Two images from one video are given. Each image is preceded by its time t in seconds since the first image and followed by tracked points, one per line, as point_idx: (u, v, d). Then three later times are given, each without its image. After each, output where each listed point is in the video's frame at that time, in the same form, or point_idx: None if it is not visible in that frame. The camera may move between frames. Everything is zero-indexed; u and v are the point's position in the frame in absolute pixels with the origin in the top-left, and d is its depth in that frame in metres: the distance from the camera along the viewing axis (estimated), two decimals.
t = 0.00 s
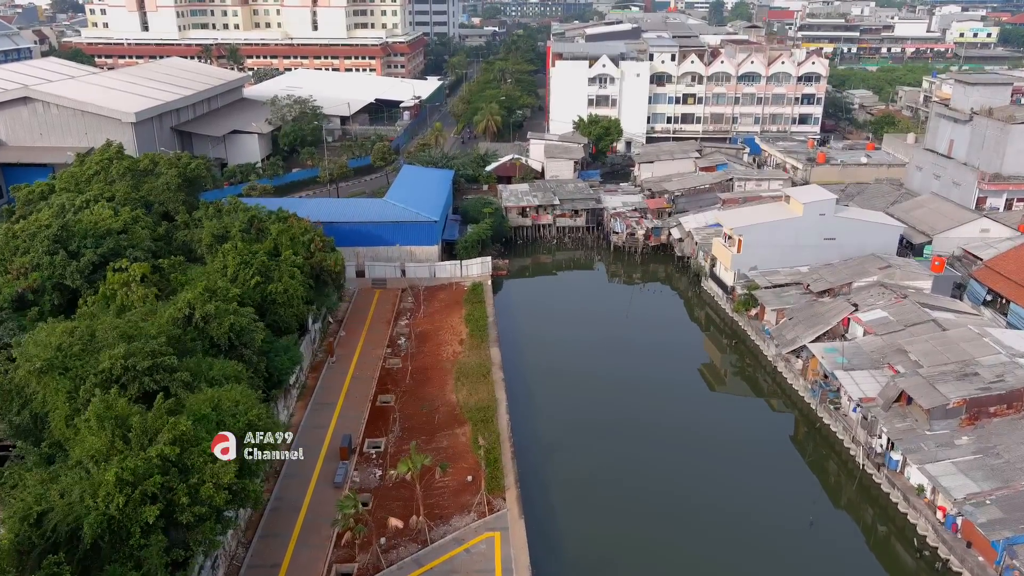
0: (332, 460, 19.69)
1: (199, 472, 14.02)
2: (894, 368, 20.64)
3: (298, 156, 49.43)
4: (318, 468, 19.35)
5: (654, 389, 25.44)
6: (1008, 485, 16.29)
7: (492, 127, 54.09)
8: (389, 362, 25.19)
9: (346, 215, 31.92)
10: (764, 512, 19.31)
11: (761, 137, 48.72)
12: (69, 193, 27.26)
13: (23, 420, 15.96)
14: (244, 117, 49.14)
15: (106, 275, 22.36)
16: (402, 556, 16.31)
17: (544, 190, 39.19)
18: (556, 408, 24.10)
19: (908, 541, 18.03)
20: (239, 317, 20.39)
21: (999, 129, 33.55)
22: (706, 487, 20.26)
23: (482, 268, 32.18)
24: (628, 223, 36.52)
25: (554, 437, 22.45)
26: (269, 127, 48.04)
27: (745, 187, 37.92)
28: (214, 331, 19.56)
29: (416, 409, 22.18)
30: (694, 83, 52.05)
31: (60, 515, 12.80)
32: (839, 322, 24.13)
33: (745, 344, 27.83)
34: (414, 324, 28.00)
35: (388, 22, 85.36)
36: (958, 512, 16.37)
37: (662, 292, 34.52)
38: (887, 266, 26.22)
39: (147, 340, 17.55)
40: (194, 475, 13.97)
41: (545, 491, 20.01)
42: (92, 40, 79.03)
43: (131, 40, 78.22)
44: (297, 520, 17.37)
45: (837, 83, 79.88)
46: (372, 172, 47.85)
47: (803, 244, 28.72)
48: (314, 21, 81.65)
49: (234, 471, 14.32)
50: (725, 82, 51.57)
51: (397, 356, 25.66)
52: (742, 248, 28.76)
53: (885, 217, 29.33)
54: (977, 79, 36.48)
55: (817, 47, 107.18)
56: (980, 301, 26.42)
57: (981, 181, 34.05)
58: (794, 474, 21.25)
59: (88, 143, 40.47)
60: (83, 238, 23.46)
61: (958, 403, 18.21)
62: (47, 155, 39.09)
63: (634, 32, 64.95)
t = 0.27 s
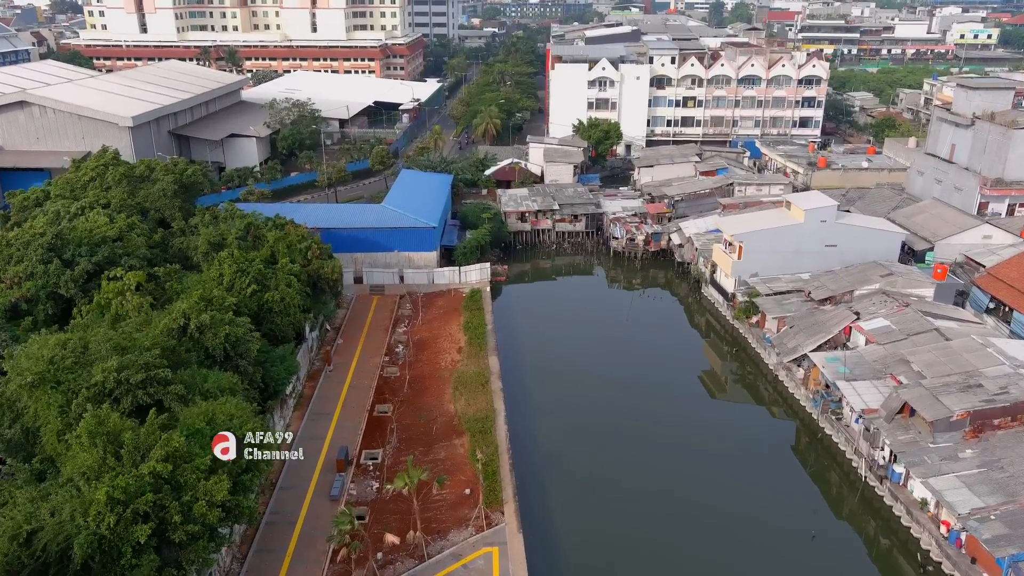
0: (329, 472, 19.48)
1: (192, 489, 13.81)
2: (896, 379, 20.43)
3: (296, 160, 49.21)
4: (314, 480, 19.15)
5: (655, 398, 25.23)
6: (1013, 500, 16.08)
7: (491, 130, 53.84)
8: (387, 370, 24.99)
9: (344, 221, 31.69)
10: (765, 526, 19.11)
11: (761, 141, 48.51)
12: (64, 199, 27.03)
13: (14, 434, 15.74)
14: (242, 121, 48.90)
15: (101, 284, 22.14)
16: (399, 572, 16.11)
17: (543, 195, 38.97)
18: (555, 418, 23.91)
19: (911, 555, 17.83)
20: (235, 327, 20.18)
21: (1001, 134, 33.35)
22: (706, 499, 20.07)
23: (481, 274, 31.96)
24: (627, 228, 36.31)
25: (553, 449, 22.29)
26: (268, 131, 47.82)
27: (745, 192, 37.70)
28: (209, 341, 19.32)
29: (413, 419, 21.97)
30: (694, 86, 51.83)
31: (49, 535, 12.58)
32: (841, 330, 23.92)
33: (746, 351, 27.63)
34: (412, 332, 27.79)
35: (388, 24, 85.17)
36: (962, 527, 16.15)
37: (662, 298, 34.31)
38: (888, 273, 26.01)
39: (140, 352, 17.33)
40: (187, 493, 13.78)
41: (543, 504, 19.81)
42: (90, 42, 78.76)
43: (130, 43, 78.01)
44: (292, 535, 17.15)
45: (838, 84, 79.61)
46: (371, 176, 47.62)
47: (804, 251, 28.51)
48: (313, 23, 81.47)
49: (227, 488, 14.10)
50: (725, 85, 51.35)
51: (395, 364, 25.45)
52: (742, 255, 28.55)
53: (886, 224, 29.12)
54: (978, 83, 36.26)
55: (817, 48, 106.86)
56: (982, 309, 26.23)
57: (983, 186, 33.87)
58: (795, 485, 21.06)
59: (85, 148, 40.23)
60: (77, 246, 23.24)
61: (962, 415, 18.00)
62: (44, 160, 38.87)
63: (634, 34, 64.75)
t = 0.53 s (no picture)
0: (326, 484, 19.29)
1: (187, 506, 13.64)
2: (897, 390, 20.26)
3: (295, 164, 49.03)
4: (312, 491, 18.95)
5: (656, 405, 25.04)
6: (1017, 513, 15.88)
7: (491, 133, 53.61)
8: (385, 378, 24.80)
9: (342, 227, 31.50)
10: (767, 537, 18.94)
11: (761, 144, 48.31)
12: (60, 206, 26.85)
13: (7, 448, 15.55)
14: (241, 124, 48.71)
15: (96, 292, 21.95)
16: None
17: (542, 199, 38.78)
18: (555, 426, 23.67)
19: (915, 568, 17.65)
20: (231, 337, 20.00)
21: (1003, 138, 33.12)
22: (707, 510, 19.90)
23: (481, 280, 31.77)
24: (627, 233, 36.12)
25: (553, 457, 22.08)
26: (266, 134, 47.62)
27: (746, 196, 37.52)
28: (206, 351, 19.11)
29: (412, 428, 21.78)
30: (695, 89, 51.63)
31: (41, 554, 12.42)
32: (842, 338, 23.74)
33: (747, 359, 27.45)
34: (411, 339, 27.62)
35: (387, 26, 85.00)
36: (966, 540, 15.95)
37: (662, 304, 34.14)
38: (890, 281, 25.82)
39: (135, 363, 17.14)
40: (181, 509, 13.59)
41: (542, 515, 19.58)
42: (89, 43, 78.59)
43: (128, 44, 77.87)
44: (289, 548, 16.96)
45: (838, 86, 79.33)
46: (370, 180, 47.43)
47: (805, 257, 28.32)
48: (312, 25, 81.32)
49: (223, 504, 13.93)
50: (725, 88, 51.15)
51: (393, 371, 25.27)
52: (743, 261, 28.36)
53: (888, 230, 28.93)
54: (980, 87, 36.05)
55: (818, 49, 106.46)
56: (985, 316, 26.06)
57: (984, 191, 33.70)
58: (797, 495, 20.89)
59: (82, 152, 40.03)
60: (73, 253, 23.06)
61: (965, 426, 17.83)
62: (41, 164, 38.72)
63: (634, 36, 64.53)
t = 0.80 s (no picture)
0: (324, 493, 19.09)
1: (181, 520, 13.44)
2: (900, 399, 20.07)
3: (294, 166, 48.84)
4: (310, 501, 18.75)
5: (657, 413, 24.84)
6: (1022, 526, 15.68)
7: (491, 135, 53.42)
8: (384, 385, 24.60)
9: (341, 232, 31.32)
10: (770, 548, 18.74)
11: (763, 147, 48.13)
12: (57, 211, 26.67)
13: None
14: (240, 127, 48.51)
15: (93, 299, 21.76)
16: None
17: (542, 202, 38.61)
18: (555, 434, 23.47)
19: None
20: (228, 345, 19.80)
21: (1005, 142, 32.92)
22: (709, 519, 19.70)
23: (480, 285, 31.57)
24: (628, 237, 35.94)
25: (552, 466, 21.88)
26: (265, 136, 47.43)
27: (747, 200, 37.33)
28: (202, 359, 18.92)
29: (410, 437, 21.58)
30: (695, 91, 51.44)
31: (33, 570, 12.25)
32: (845, 345, 23.56)
33: (749, 365, 27.24)
34: (410, 344, 27.43)
35: (387, 27, 84.82)
36: (971, 553, 15.75)
37: (663, 308, 33.95)
38: (893, 287, 25.62)
39: (131, 373, 16.95)
40: (175, 523, 13.40)
41: (543, 526, 19.39)
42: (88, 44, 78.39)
43: (128, 46, 77.68)
44: (286, 559, 16.75)
45: (839, 88, 79.11)
46: (369, 183, 47.20)
47: (806, 262, 28.15)
48: (312, 26, 81.15)
49: (218, 518, 13.72)
50: (726, 90, 50.97)
51: (392, 378, 25.07)
52: (744, 266, 28.19)
53: (890, 234, 28.75)
54: (982, 90, 35.85)
55: (818, 50, 106.16)
56: (988, 323, 25.84)
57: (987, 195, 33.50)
58: (800, 504, 20.69)
59: (80, 155, 39.84)
60: (69, 259, 22.86)
61: (970, 437, 17.63)
62: (39, 168, 38.56)
63: (634, 38, 64.37)
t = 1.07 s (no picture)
0: (321, 502, 18.90)
1: (176, 532, 13.26)
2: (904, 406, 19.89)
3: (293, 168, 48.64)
4: (307, 509, 18.56)
5: (658, 418, 24.63)
6: None
7: (490, 137, 53.22)
8: (382, 390, 24.41)
9: (340, 235, 31.14)
10: (772, 557, 18.54)
11: (764, 149, 47.92)
12: (53, 215, 26.45)
13: None
14: (239, 128, 48.31)
15: (88, 304, 21.56)
16: None
17: (542, 205, 38.41)
18: (555, 441, 23.26)
19: None
20: (225, 351, 19.62)
21: (1008, 144, 32.75)
22: (710, 527, 19.51)
23: (479, 288, 31.39)
24: (628, 240, 35.74)
25: (552, 474, 21.64)
26: (264, 138, 47.22)
27: (748, 203, 37.11)
28: (198, 366, 18.73)
29: (409, 444, 21.39)
30: (696, 93, 51.23)
31: None
32: (847, 350, 23.37)
33: (750, 370, 27.04)
34: (409, 349, 27.24)
35: (386, 28, 84.63)
36: (976, 563, 15.57)
37: (664, 312, 33.76)
38: (896, 291, 25.43)
39: (126, 381, 16.76)
40: (170, 535, 13.23)
41: (543, 535, 19.19)
42: (87, 45, 78.13)
43: (127, 46, 77.45)
44: (282, 570, 16.55)
45: (839, 89, 78.90)
46: (368, 185, 46.98)
47: (808, 266, 27.98)
48: (312, 27, 80.91)
49: (214, 530, 13.53)
50: (727, 91, 50.76)
51: (391, 383, 24.89)
52: (746, 270, 28.00)
53: (892, 238, 28.57)
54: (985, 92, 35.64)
55: (819, 51, 105.90)
56: (992, 327, 25.65)
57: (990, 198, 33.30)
58: (802, 511, 20.49)
59: (78, 157, 39.64)
60: (66, 264, 22.65)
61: (974, 445, 17.44)
62: (36, 170, 38.36)
63: (635, 39, 64.17)
